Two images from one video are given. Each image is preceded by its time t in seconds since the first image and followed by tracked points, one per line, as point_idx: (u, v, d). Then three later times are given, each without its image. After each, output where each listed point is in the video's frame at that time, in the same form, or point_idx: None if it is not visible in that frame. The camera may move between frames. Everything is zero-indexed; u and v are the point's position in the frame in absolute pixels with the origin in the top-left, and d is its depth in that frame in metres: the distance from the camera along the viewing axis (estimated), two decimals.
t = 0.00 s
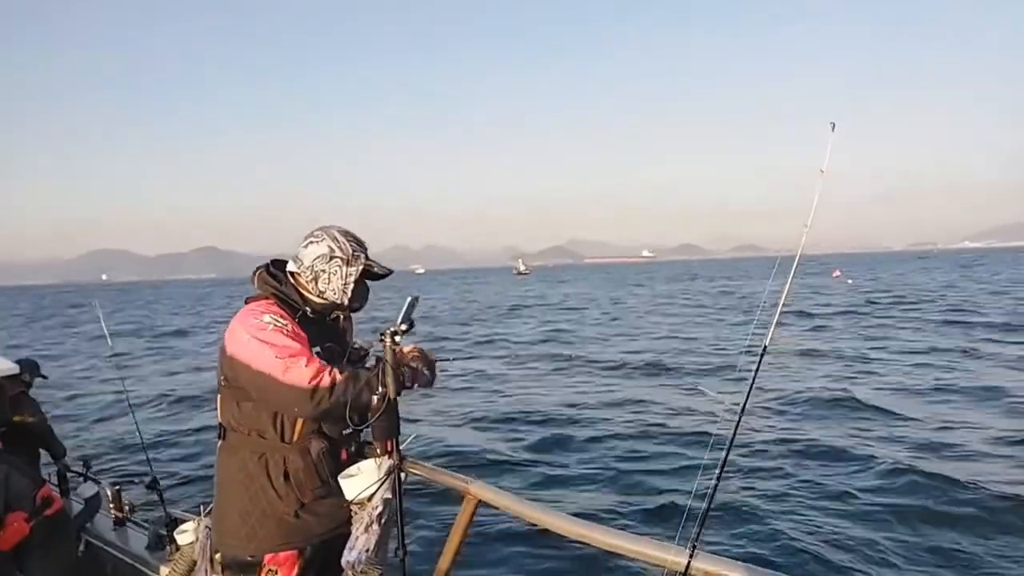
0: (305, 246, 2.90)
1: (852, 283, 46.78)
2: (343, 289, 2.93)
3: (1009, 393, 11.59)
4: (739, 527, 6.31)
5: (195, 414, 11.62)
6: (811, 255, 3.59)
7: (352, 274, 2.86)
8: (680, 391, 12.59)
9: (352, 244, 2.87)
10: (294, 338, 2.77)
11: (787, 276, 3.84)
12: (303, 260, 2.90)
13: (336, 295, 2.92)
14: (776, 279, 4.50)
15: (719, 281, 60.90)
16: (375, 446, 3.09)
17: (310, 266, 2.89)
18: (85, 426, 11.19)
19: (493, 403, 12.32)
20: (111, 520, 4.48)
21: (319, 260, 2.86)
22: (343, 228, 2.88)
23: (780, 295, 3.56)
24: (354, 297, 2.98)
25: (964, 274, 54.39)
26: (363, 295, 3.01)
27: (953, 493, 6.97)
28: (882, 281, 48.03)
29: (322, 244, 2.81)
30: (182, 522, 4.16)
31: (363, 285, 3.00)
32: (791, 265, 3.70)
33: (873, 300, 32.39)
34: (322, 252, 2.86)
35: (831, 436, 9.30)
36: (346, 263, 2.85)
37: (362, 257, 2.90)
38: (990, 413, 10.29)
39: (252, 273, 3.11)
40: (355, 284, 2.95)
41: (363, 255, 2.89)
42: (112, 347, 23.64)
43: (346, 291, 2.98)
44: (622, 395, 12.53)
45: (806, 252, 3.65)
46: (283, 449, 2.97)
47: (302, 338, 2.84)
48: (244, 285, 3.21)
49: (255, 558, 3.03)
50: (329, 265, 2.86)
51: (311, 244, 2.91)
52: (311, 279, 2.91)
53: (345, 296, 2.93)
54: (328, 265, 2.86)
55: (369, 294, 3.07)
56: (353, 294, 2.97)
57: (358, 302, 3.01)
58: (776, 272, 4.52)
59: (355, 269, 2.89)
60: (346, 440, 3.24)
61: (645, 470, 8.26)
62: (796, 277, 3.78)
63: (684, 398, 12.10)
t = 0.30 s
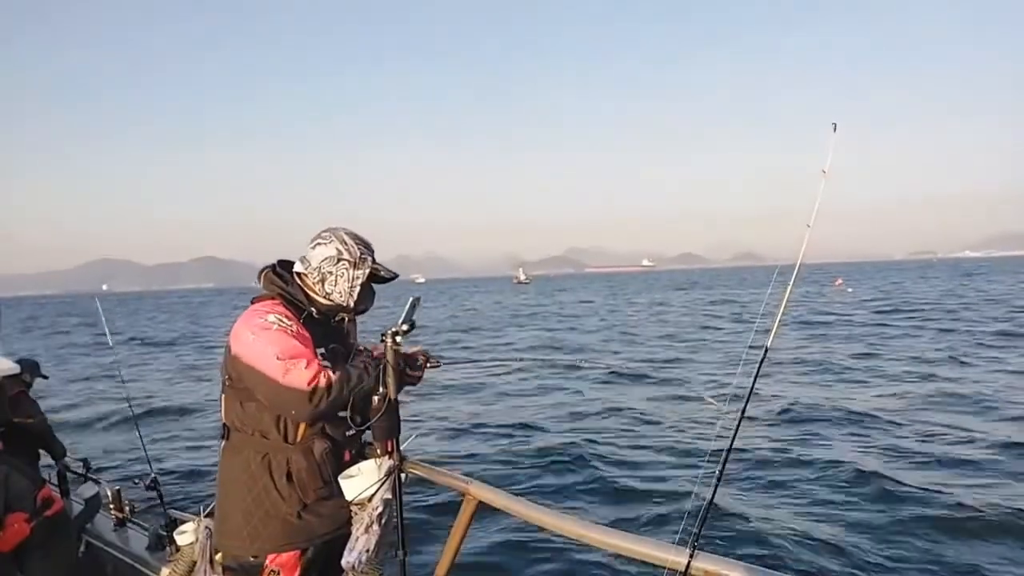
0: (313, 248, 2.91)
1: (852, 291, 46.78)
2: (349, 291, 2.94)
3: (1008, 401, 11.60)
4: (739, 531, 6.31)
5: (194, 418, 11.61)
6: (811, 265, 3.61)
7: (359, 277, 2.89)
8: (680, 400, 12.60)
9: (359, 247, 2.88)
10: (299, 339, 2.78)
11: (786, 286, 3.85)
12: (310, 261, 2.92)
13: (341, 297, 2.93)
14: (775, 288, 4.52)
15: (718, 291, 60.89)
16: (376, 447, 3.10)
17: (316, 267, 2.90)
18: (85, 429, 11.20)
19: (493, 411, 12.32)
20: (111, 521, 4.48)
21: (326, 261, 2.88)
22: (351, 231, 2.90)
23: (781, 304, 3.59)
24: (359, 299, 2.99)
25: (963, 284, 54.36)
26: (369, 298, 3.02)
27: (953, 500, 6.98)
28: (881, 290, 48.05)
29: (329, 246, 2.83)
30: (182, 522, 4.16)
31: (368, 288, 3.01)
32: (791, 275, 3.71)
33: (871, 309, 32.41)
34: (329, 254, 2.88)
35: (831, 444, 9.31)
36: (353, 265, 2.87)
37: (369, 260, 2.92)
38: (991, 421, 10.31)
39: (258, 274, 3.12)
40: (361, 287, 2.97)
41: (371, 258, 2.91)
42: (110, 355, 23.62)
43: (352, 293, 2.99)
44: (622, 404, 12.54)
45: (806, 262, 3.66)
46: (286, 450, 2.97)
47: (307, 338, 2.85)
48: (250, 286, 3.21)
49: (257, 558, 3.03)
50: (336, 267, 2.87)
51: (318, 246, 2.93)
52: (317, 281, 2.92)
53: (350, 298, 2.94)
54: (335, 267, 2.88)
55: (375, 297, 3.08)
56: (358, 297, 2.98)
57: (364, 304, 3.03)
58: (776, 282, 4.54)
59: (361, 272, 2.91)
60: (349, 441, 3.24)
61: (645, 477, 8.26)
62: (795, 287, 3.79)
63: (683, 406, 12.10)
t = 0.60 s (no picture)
0: (315, 247, 2.91)
1: (853, 295, 46.76)
2: (350, 291, 2.94)
3: (1009, 405, 11.58)
4: (740, 533, 6.30)
5: (195, 421, 11.61)
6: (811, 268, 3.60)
7: (361, 277, 2.89)
8: (682, 404, 12.59)
9: (361, 247, 2.88)
10: (302, 339, 2.78)
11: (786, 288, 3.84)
12: (312, 260, 2.92)
13: (343, 297, 2.93)
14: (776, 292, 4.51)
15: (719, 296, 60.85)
16: (376, 448, 3.10)
17: (319, 267, 2.90)
18: (86, 433, 11.20)
19: (494, 415, 12.30)
20: (112, 522, 4.47)
21: (328, 261, 2.87)
22: (354, 231, 2.90)
23: (781, 307, 3.60)
24: (361, 299, 2.99)
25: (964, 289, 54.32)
26: (371, 298, 3.02)
27: (954, 503, 6.98)
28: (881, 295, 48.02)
29: (331, 246, 2.83)
30: (182, 523, 4.15)
31: (370, 289, 3.01)
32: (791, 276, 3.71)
33: (872, 313, 32.38)
34: (331, 254, 2.88)
35: (832, 447, 9.31)
36: (355, 266, 2.87)
37: (371, 261, 2.92)
38: (991, 425, 10.31)
39: (260, 274, 3.12)
40: (363, 288, 2.97)
41: (373, 259, 2.91)
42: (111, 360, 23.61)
43: (354, 294, 2.99)
44: (622, 408, 12.53)
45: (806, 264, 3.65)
46: (288, 450, 2.97)
47: (309, 338, 2.85)
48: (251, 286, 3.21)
49: (258, 559, 3.03)
50: (339, 267, 2.87)
51: (321, 245, 2.93)
52: (320, 281, 2.91)
53: (352, 299, 2.94)
54: (338, 267, 2.88)
55: (376, 297, 3.08)
56: (360, 297, 2.98)
57: (366, 305, 3.03)
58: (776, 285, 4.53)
59: (363, 272, 2.91)
60: (351, 441, 3.23)
61: (646, 480, 8.25)
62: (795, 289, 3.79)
63: (684, 410, 12.09)
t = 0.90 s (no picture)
0: (318, 247, 2.91)
1: (853, 294, 46.82)
2: (353, 292, 2.94)
3: (1009, 405, 11.58)
4: (740, 533, 6.31)
5: (195, 421, 11.60)
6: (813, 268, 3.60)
7: (364, 278, 2.88)
8: (682, 403, 12.58)
9: (364, 248, 2.88)
10: (304, 339, 2.78)
11: (787, 288, 3.84)
12: (315, 260, 2.91)
13: (346, 297, 2.93)
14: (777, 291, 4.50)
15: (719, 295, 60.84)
16: (377, 448, 3.10)
17: (322, 267, 2.90)
18: (86, 433, 11.19)
19: (494, 414, 12.30)
20: (112, 521, 4.47)
21: (331, 261, 2.87)
22: (357, 231, 2.89)
23: (780, 308, 3.61)
24: (364, 300, 2.99)
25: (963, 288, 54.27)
26: (373, 299, 3.01)
27: (955, 503, 6.98)
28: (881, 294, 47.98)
29: (335, 246, 2.82)
30: (182, 522, 4.15)
31: (373, 289, 3.00)
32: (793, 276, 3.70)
33: (873, 312, 32.36)
34: (335, 254, 2.87)
35: (831, 447, 9.32)
36: (358, 266, 2.87)
37: (374, 261, 2.91)
38: (990, 424, 10.33)
39: (264, 273, 3.12)
40: (366, 288, 2.96)
41: (376, 259, 2.91)
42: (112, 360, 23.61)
43: (356, 294, 2.99)
44: (623, 407, 12.53)
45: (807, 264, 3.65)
46: (290, 450, 2.97)
47: (311, 338, 2.85)
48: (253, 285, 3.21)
49: (260, 559, 3.03)
50: (341, 267, 2.87)
51: (324, 245, 2.93)
52: (323, 281, 2.91)
53: (354, 299, 2.93)
54: (340, 268, 2.88)
55: (379, 298, 3.07)
56: (363, 298, 2.98)
57: (368, 305, 3.02)
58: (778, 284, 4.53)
59: (366, 273, 2.90)
60: (352, 441, 3.23)
61: (647, 479, 8.25)
62: (796, 289, 3.79)
63: (685, 410, 12.08)
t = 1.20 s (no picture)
0: (316, 246, 2.89)
1: (855, 285, 46.79)
2: (352, 290, 2.92)
3: (1012, 397, 11.56)
4: (742, 529, 6.30)
5: (196, 417, 11.59)
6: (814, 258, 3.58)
7: (362, 277, 2.86)
8: (684, 396, 12.57)
9: (363, 246, 2.86)
10: (304, 338, 2.76)
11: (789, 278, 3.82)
12: (313, 260, 2.89)
13: (345, 296, 2.90)
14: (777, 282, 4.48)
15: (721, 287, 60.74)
16: (377, 447, 3.08)
17: (320, 266, 2.88)
18: (87, 430, 11.18)
19: (496, 408, 12.28)
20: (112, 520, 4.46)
21: (330, 260, 2.85)
22: (355, 230, 2.87)
23: (782, 301, 3.58)
24: (363, 299, 2.97)
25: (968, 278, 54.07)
26: (372, 298, 2.99)
27: (957, 496, 6.97)
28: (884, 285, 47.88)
29: (333, 245, 2.80)
30: (182, 521, 4.14)
31: (372, 288, 2.98)
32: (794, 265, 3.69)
33: (875, 304, 32.32)
34: (333, 253, 2.85)
35: (834, 440, 9.29)
36: (357, 265, 2.85)
37: (373, 260, 2.89)
38: (993, 416, 10.30)
39: (262, 272, 3.10)
40: (364, 287, 2.94)
41: (374, 258, 2.88)
42: (113, 354, 23.59)
43: (355, 293, 2.97)
44: (624, 401, 12.51)
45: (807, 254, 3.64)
46: (290, 449, 2.95)
47: (311, 337, 2.83)
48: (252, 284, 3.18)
49: (260, 558, 3.02)
50: (340, 266, 2.85)
51: (322, 244, 2.90)
52: (321, 280, 2.89)
53: (353, 298, 2.91)
54: (339, 267, 2.86)
55: (378, 296, 3.05)
56: (362, 297, 2.96)
57: (367, 304, 3.00)
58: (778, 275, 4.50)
59: (365, 272, 2.88)
60: (352, 441, 3.22)
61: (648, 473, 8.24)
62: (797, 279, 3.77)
63: (687, 403, 12.07)
